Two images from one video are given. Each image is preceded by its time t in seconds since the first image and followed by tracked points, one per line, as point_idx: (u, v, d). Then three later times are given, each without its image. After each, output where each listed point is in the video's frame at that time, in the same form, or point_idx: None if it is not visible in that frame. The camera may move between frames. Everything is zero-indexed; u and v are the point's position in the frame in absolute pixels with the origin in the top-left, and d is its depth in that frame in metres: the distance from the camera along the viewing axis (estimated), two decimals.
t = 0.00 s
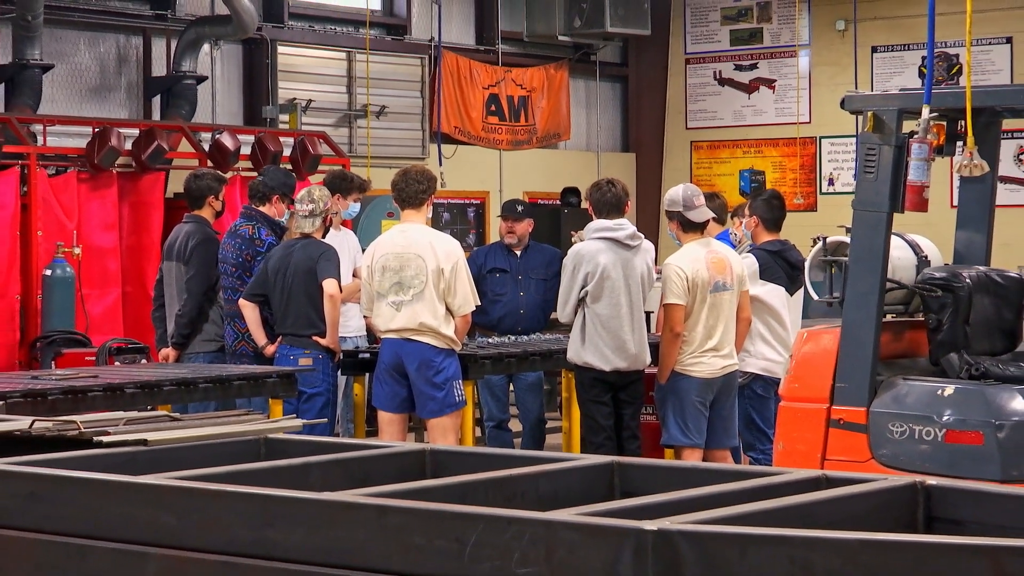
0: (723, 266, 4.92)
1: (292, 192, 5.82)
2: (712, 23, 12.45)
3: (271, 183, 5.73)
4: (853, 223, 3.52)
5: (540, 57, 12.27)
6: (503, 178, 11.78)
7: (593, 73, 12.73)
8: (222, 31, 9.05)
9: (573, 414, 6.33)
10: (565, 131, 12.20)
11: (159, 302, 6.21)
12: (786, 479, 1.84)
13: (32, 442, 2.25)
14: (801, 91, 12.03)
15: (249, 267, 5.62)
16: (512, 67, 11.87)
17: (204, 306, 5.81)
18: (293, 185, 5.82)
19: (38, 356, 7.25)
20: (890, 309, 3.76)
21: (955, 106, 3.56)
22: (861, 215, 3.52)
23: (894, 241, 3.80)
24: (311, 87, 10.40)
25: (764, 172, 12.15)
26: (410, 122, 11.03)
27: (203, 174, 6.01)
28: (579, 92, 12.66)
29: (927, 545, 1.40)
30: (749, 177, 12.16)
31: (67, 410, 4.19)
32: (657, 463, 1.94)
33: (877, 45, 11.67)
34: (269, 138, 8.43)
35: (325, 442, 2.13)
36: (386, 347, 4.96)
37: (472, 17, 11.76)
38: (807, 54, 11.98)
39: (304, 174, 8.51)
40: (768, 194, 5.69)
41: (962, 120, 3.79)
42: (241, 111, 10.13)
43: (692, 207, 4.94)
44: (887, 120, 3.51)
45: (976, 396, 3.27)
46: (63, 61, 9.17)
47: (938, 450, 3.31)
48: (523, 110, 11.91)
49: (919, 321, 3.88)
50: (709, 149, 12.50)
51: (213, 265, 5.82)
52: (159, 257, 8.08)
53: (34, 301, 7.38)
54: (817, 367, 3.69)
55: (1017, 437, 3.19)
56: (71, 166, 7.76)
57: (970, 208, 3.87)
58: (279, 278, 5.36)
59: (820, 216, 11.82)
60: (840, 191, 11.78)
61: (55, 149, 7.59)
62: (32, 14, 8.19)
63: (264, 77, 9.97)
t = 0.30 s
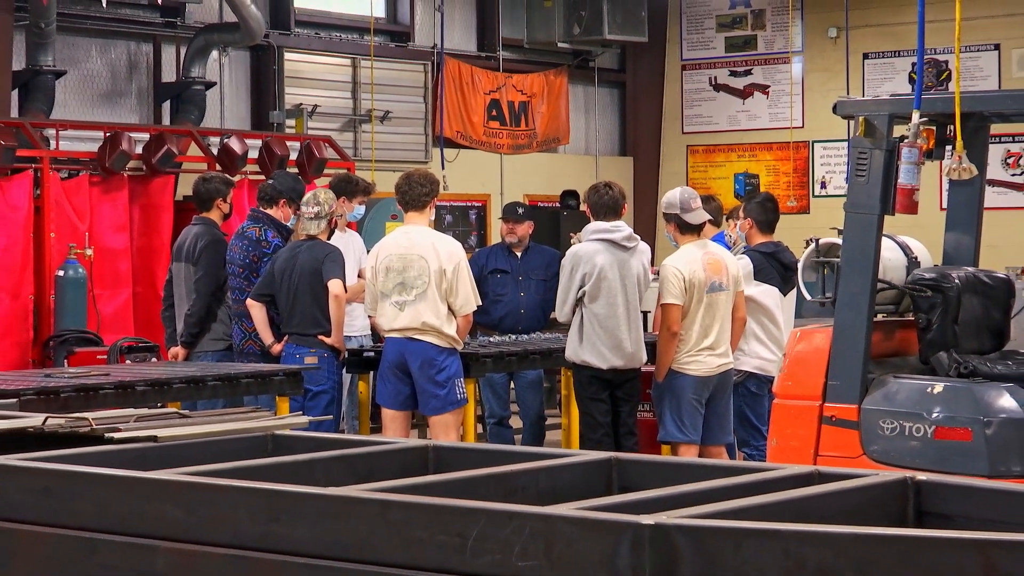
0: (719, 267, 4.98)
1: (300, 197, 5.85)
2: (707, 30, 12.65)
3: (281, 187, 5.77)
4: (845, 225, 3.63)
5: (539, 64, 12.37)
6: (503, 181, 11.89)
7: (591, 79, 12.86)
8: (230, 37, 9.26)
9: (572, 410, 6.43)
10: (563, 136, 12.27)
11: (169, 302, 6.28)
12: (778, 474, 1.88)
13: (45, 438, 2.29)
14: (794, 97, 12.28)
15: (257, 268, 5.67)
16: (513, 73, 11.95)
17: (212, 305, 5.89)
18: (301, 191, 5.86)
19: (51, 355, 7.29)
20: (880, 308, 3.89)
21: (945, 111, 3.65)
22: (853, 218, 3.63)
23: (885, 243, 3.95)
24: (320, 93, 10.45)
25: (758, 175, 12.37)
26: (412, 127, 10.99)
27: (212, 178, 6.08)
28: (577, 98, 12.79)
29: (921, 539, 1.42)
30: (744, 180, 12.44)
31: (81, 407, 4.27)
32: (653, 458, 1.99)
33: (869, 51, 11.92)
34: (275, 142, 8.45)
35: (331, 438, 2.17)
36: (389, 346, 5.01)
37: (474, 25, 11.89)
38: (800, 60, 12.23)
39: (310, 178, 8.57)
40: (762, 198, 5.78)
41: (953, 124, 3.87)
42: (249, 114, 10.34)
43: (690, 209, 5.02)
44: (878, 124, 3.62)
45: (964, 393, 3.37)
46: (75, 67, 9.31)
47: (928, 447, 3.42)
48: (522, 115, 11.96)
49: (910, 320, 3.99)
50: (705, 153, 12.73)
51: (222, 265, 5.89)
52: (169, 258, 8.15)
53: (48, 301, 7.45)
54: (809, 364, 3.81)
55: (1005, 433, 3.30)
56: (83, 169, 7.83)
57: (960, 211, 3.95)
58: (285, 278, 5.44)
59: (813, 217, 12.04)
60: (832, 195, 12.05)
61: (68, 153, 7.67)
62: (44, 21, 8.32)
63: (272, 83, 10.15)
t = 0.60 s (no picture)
0: (716, 268, 5.03)
1: (304, 199, 5.90)
2: (703, 36, 12.82)
3: (285, 190, 5.82)
4: (837, 227, 3.70)
5: (539, 70, 12.39)
6: (504, 184, 11.94)
7: (590, 84, 12.93)
8: (238, 44, 9.36)
9: (572, 410, 6.48)
10: (563, 139, 12.30)
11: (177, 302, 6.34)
12: (772, 470, 1.93)
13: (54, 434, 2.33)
14: (787, 102, 12.42)
15: (263, 269, 5.72)
16: (513, 78, 12.02)
17: (220, 305, 5.96)
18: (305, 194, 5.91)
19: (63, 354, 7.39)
20: (871, 308, 3.97)
21: (934, 116, 3.72)
22: (845, 220, 3.69)
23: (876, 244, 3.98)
24: (324, 99, 10.58)
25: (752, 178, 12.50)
26: (415, 131, 11.15)
27: (219, 180, 6.13)
28: (576, 103, 12.87)
29: (911, 533, 1.46)
30: (739, 183, 12.63)
31: (91, 405, 4.30)
32: (650, 455, 2.03)
33: (861, 58, 12.04)
34: (282, 146, 8.56)
35: (335, 435, 2.22)
36: (392, 346, 5.06)
37: (475, 33, 11.98)
38: (793, 66, 12.39)
39: (316, 181, 8.65)
40: (756, 200, 5.81)
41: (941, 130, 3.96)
42: (256, 118, 10.32)
43: (686, 212, 5.07)
44: (869, 129, 3.68)
45: (955, 391, 3.42)
46: (86, 73, 9.37)
47: (918, 443, 3.47)
48: (523, 120, 12.03)
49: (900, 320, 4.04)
50: (701, 156, 12.83)
51: (229, 266, 5.97)
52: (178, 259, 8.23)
53: (59, 301, 7.52)
54: (803, 363, 3.86)
55: (993, 430, 3.36)
56: (94, 173, 7.84)
57: (950, 213, 4.01)
58: (291, 278, 5.48)
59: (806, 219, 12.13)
60: (826, 198, 12.21)
61: (79, 157, 7.67)
62: (57, 28, 8.44)
63: (277, 88, 10.14)
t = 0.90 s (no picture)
0: (711, 268, 5.11)
1: (309, 200, 5.91)
2: (699, 43, 13.01)
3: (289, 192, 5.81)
4: (830, 229, 3.72)
5: (537, 76, 12.44)
6: (504, 187, 12.00)
7: (588, 90, 13.01)
8: (246, 50, 9.53)
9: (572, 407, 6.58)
10: (563, 144, 12.43)
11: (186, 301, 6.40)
12: (765, 466, 1.98)
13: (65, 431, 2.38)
14: (780, 107, 12.64)
15: (269, 270, 5.79)
16: (514, 84, 12.08)
17: (227, 306, 6.05)
18: (309, 195, 5.91)
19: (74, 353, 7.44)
20: (863, 308, 4.00)
21: (924, 121, 3.76)
22: (837, 222, 3.72)
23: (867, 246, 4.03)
24: (326, 103, 10.55)
25: (747, 182, 12.72)
26: (418, 136, 11.18)
27: (227, 183, 6.15)
28: (575, 108, 12.97)
29: (899, 528, 1.48)
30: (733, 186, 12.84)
31: (100, 402, 4.37)
32: (646, 451, 2.08)
33: (853, 63, 12.26)
34: (288, 150, 8.64)
35: (339, 432, 2.26)
36: (396, 345, 5.11)
37: (477, 38, 12.07)
38: (787, 72, 12.59)
39: (320, 184, 8.67)
40: (751, 203, 5.88)
41: (932, 133, 4.02)
42: (264, 123, 10.49)
43: (682, 214, 5.13)
44: (861, 133, 3.72)
45: (944, 389, 3.50)
46: (97, 79, 9.47)
47: (909, 440, 3.54)
48: (523, 124, 12.14)
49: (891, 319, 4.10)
50: (697, 160, 13.05)
51: (236, 268, 6.06)
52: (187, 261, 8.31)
53: (70, 301, 7.61)
54: (796, 362, 3.91)
55: (982, 427, 3.43)
56: (105, 176, 7.99)
57: (939, 216, 4.08)
58: (297, 279, 5.55)
59: (800, 222, 12.38)
60: (818, 200, 12.39)
61: (89, 161, 7.80)
62: (69, 35, 8.64)
63: (284, 92, 10.30)
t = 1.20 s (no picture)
0: (707, 270, 5.24)
1: (314, 203, 6.04)
2: (695, 50, 13.48)
3: (294, 196, 5.94)
4: (822, 231, 3.87)
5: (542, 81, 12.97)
6: (504, 191, 12.41)
7: (586, 96, 13.52)
8: (253, 57, 9.79)
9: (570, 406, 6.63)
10: (562, 148, 12.86)
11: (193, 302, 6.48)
12: (760, 463, 2.02)
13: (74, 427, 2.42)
14: (774, 112, 13.02)
15: (275, 272, 5.87)
16: (514, 91, 12.44)
17: (234, 306, 6.13)
18: (314, 198, 6.05)
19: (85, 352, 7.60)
20: (854, 309, 4.03)
21: (914, 126, 3.90)
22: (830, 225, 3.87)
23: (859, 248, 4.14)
24: (333, 109, 10.95)
25: (741, 184, 13.15)
26: (421, 140, 11.59)
27: (233, 187, 6.24)
28: (574, 113, 13.46)
29: (892, 523, 1.49)
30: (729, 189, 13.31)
31: (111, 400, 4.49)
32: (644, 448, 2.12)
33: (845, 70, 12.58)
34: (294, 154, 8.72)
35: (345, 429, 2.31)
36: (399, 344, 5.15)
37: (478, 46, 12.44)
38: (780, 79, 12.98)
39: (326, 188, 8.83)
40: (745, 206, 6.18)
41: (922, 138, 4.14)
42: (269, 129, 10.69)
43: (679, 216, 5.25)
44: (853, 138, 3.88)
45: (934, 388, 3.62)
46: (107, 84, 9.78)
47: (901, 437, 3.67)
48: (523, 129, 12.51)
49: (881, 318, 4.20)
50: (693, 164, 13.50)
51: (242, 269, 6.14)
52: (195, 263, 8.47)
53: (81, 302, 7.76)
54: (790, 361, 4.05)
55: (971, 424, 3.54)
56: (115, 180, 8.16)
57: (930, 217, 4.18)
58: (303, 280, 5.62)
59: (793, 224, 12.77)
60: (810, 203, 12.77)
61: (100, 165, 7.98)
62: (80, 41, 8.85)
63: (288, 100, 10.49)
